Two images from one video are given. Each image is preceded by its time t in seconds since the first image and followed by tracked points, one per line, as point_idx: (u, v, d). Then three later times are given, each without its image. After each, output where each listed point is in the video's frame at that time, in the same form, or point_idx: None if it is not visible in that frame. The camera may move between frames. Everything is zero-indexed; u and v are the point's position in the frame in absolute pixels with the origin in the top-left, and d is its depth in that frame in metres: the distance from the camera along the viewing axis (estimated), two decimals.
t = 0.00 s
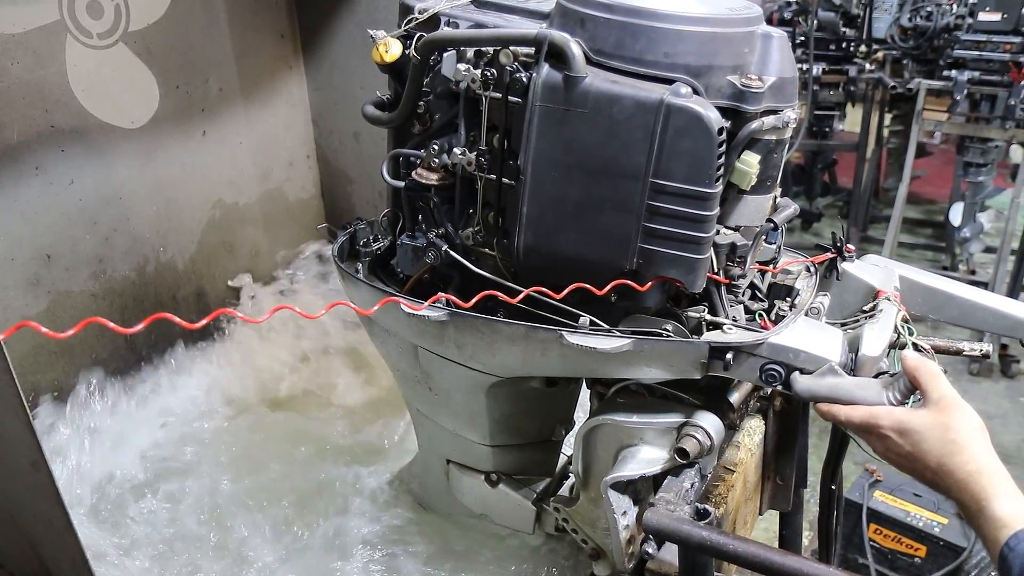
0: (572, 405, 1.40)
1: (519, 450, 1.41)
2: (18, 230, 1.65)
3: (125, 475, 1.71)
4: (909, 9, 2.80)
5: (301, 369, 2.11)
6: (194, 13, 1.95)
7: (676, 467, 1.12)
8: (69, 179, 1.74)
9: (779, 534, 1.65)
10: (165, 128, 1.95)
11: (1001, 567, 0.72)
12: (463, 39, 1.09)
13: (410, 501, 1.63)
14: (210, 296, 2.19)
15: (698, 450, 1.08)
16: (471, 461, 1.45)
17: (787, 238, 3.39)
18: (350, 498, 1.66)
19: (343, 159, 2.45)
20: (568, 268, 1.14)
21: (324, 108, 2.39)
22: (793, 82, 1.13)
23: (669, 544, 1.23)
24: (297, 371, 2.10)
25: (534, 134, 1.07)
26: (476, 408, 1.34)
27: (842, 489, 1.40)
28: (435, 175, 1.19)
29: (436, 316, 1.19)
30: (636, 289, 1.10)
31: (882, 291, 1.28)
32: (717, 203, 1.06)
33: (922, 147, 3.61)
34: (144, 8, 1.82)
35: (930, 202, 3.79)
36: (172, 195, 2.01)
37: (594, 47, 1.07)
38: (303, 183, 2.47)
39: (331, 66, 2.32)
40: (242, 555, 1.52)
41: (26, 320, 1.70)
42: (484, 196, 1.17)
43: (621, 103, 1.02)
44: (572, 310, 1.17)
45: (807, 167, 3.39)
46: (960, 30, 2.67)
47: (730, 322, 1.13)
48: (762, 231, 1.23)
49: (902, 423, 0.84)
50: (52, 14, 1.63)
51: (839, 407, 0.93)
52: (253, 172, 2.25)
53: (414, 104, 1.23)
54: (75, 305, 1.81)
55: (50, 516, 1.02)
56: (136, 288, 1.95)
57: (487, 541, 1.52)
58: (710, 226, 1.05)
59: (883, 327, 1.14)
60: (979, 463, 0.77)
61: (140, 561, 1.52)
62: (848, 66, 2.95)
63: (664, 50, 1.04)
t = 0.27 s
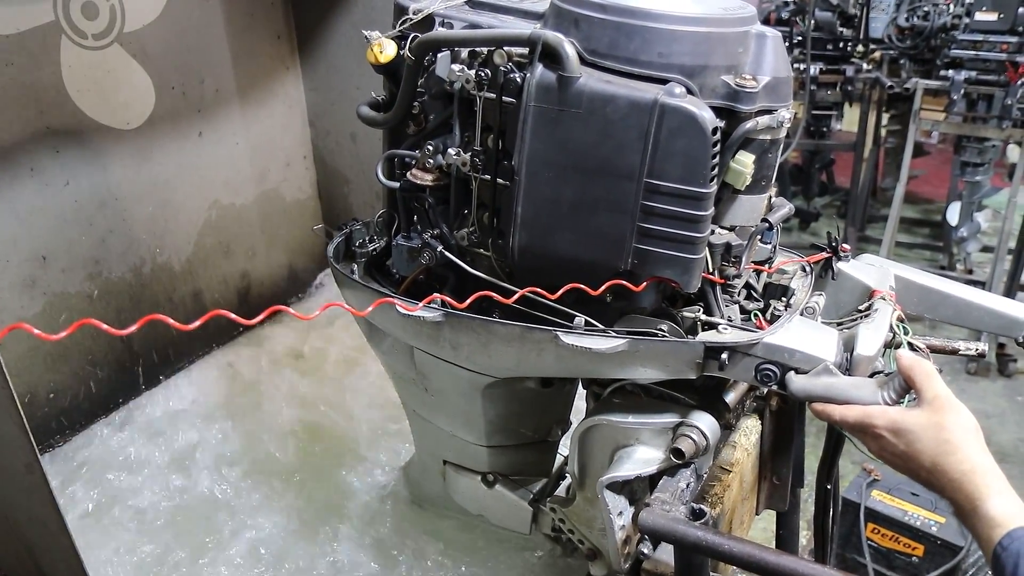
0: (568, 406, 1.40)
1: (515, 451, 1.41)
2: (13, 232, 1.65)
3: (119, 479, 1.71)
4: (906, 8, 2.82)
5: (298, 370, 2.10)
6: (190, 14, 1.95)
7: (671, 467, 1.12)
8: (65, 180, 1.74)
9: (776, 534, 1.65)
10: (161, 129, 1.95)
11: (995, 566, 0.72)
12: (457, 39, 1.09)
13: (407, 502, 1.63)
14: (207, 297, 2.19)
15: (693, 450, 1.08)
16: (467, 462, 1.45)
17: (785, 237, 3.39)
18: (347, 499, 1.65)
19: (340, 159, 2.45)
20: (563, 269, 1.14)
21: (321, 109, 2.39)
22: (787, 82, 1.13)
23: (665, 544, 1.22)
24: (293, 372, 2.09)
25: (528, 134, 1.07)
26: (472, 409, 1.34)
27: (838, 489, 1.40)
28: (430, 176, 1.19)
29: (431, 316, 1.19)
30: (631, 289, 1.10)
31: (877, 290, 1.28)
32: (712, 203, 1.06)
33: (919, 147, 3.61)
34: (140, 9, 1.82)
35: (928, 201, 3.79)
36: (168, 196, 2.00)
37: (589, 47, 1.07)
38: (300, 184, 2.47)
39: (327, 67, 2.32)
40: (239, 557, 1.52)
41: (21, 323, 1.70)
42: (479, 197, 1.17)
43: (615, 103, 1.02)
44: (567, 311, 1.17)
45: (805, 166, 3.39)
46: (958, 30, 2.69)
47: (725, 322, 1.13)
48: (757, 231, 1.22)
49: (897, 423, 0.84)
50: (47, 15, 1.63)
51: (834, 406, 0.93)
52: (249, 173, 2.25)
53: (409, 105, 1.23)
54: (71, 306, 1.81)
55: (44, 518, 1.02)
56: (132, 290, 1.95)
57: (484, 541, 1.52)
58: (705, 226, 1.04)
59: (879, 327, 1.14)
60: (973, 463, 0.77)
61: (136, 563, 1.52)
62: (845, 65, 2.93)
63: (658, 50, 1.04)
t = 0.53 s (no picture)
0: (564, 407, 1.40)
1: (512, 451, 1.41)
2: (9, 231, 1.64)
3: (114, 477, 1.71)
4: (904, 10, 2.79)
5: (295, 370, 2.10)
6: (187, 13, 1.95)
7: (668, 469, 1.12)
8: (61, 180, 1.73)
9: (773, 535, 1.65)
10: (157, 128, 1.94)
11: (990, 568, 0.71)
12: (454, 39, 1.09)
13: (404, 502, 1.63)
14: (203, 297, 2.18)
15: (690, 452, 1.08)
16: (464, 462, 1.45)
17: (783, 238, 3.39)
18: (344, 499, 1.65)
19: (338, 159, 2.45)
20: (559, 270, 1.13)
21: (318, 108, 2.39)
22: (784, 83, 1.13)
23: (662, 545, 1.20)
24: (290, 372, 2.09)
25: (525, 135, 1.07)
26: (468, 409, 1.34)
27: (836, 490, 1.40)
28: (427, 176, 1.19)
29: (428, 317, 1.19)
30: (628, 290, 1.10)
31: (874, 292, 1.27)
32: (708, 204, 1.06)
33: (917, 148, 3.61)
34: (137, 8, 1.82)
35: (925, 202, 3.80)
36: (165, 195, 2.00)
37: (586, 47, 1.07)
38: (298, 184, 2.47)
39: (325, 67, 2.32)
40: (235, 558, 1.52)
41: (15, 323, 1.69)
42: (476, 198, 1.17)
43: (612, 103, 1.01)
44: (564, 311, 1.16)
45: (803, 167, 3.39)
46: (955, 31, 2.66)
47: (722, 323, 1.12)
48: (754, 232, 1.22)
49: (893, 425, 0.84)
50: (43, 14, 1.62)
51: (831, 408, 0.93)
52: (246, 173, 2.25)
53: (405, 105, 1.23)
54: (67, 306, 1.80)
55: (39, 518, 1.01)
56: (129, 290, 1.95)
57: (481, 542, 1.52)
58: (702, 227, 1.04)
59: (876, 329, 1.14)
60: (969, 465, 0.77)
61: (132, 564, 1.51)
62: (843, 66, 2.96)
63: (655, 51, 1.03)
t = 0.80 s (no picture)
0: (562, 409, 1.40)
1: (510, 453, 1.41)
2: (7, 232, 1.64)
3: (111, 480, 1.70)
4: (902, 11, 2.78)
5: (292, 371, 2.10)
6: (185, 15, 1.94)
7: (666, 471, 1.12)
8: (58, 181, 1.73)
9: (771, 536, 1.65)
10: (156, 129, 1.94)
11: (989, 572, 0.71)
12: (453, 41, 1.08)
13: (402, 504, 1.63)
14: (201, 298, 2.18)
15: (688, 455, 1.08)
16: (462, 464, 1.45)
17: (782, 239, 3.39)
18: (343, 501, 1.65)
19: (336, 160, 2.45)
20: (558, 272, 1.13)
21: (316, 109, 2.39)
22: (783, 85, 1.13)
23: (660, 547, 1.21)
24: (288, 374, 2.08)
25: (523, 137, 1.07)
26: (466, 412, 1.34)
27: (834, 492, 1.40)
28: (425, 178, 1.19)
29: (426, 319, 1.19)
30: (626, 293, 1.10)
31: (873, 295, 1.27)
32: (707, 206, 1.06)
33: (915, 149, 3.62)
34: (135, 9, 1.81)
35: (924, 203, 3.80)
36: (163, 197, 2.00)
37: (584, 50, 1.06)
38: (296, 184, 2.47)
39: (324, 68, 2.32)
40: (233, 560, 1.51)
41: (12, 325, 1.68)
42: (474, 200, 1.16)
43: (610, 106, 1.01)
44: (563, 314, 1.16)
45: (801, 168, 3.39)
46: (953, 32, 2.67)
47: (721, 326, 1.12)
48: (753, 234, 1.22)
49: (892, 429, 0.84)
50: (40, 15, 1.62)
51: (830, 411, 0.93)
52: (244, 173, 2.24)
53: (404, 107, 1.22)
54: (64, 307, 1.80)
55: (36, 522, 1.01)
56: (127, 291, 1.94)
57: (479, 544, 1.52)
58: (701, 229, 1.04)
59: (874, 332, 1.14)
60: (968, 469, 0.77)
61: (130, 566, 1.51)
62: (842, 67, 2.97)
63: (654, 53, 1.03)
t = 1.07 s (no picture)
0: (562, 411, 1.40)
1: (510, 454, 1.41)
2: (4, 234, 1.63)
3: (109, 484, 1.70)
4: (900, 10, 2.78)
5: (291, 372, 2.09)
6: (183, 16, 1.94)
7: (667, 473, 1.11)
8: (56, 183, 1.72)
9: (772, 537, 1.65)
10: (153, 131, 1.93)
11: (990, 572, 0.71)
12: (452, 42, 1.08)
13: (402, 505, 1.62)
14: (200, 300, 2.17)
15: (689, 456, 1.08)
16: (462, 466, 1.44)
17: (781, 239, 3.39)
18: (342, 503, 1.65)
19: (334, 161, 2.44)
20: (557, 273, 1.13)
21: (314, 110, 2.38)
22: (783, 84, 1.12)
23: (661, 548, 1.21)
24: (287, 376, 2.08)
25: (522, 138, 1.07)
26: (466, 413, 1.33)
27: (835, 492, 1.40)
28: (424, 179, 1.18)
29: (425, 321, 1.18)
30: (627, 294, 1.10)
31: (873, 294, 1.27)
32: (707, 206, 1.06)
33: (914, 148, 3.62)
34: (132, 10, 1.81)
35: (922, 203, 3.80)
36: (161, 199, 1.99)
37: (583, 50, 1.06)
38: (294, 186, 2.46)
39: (322, 68, 2.31)
40: (232, 563, 1.51)
41: (8, 328, 1.67)
42: (474, 201, 1.16)
43: (610, 106, 1.01)
44: (562, 315, 1.16)
45: (800, 168, 3.39)
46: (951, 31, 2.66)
47: (721, 327, 1.12)
48: (753, 234, 1.21)
49: (893, 429, 0.84)
50: (37, 16, 1.61)
51: (830, 411, 0.93)
52: (242, 175, 2.24)
53: (403, 108, 1.22)
54: (62, 310, 1.79)
55: (34, 527, 1.00)
56: (125, 293, 1.94)
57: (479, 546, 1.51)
58: (701, 230, 1.04)
59: (875, 332, 1.13)
60: (969, 469, 0.77)
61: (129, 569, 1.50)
62: (840, 67, 2.97)
63: (653, 53, 1.03)
